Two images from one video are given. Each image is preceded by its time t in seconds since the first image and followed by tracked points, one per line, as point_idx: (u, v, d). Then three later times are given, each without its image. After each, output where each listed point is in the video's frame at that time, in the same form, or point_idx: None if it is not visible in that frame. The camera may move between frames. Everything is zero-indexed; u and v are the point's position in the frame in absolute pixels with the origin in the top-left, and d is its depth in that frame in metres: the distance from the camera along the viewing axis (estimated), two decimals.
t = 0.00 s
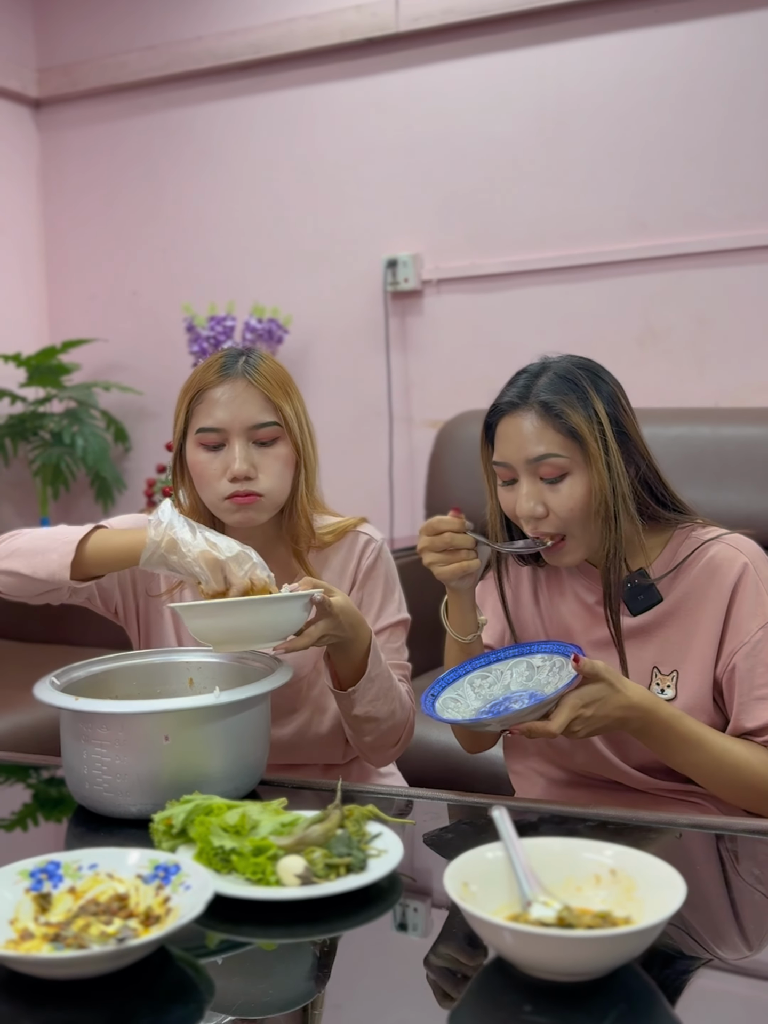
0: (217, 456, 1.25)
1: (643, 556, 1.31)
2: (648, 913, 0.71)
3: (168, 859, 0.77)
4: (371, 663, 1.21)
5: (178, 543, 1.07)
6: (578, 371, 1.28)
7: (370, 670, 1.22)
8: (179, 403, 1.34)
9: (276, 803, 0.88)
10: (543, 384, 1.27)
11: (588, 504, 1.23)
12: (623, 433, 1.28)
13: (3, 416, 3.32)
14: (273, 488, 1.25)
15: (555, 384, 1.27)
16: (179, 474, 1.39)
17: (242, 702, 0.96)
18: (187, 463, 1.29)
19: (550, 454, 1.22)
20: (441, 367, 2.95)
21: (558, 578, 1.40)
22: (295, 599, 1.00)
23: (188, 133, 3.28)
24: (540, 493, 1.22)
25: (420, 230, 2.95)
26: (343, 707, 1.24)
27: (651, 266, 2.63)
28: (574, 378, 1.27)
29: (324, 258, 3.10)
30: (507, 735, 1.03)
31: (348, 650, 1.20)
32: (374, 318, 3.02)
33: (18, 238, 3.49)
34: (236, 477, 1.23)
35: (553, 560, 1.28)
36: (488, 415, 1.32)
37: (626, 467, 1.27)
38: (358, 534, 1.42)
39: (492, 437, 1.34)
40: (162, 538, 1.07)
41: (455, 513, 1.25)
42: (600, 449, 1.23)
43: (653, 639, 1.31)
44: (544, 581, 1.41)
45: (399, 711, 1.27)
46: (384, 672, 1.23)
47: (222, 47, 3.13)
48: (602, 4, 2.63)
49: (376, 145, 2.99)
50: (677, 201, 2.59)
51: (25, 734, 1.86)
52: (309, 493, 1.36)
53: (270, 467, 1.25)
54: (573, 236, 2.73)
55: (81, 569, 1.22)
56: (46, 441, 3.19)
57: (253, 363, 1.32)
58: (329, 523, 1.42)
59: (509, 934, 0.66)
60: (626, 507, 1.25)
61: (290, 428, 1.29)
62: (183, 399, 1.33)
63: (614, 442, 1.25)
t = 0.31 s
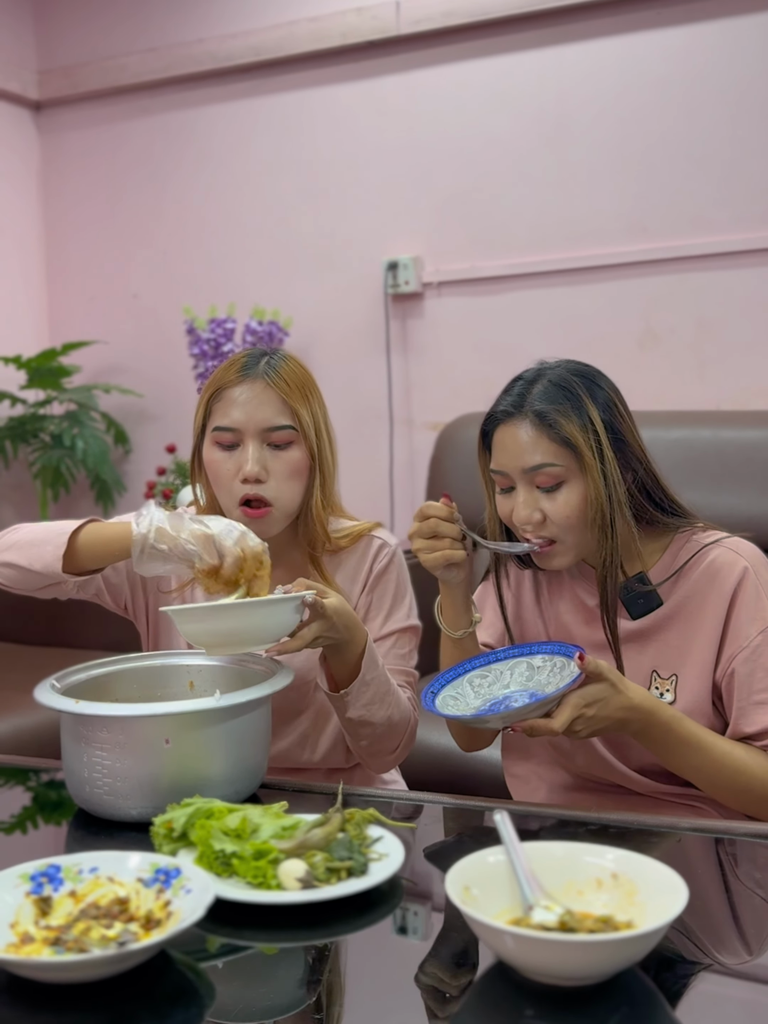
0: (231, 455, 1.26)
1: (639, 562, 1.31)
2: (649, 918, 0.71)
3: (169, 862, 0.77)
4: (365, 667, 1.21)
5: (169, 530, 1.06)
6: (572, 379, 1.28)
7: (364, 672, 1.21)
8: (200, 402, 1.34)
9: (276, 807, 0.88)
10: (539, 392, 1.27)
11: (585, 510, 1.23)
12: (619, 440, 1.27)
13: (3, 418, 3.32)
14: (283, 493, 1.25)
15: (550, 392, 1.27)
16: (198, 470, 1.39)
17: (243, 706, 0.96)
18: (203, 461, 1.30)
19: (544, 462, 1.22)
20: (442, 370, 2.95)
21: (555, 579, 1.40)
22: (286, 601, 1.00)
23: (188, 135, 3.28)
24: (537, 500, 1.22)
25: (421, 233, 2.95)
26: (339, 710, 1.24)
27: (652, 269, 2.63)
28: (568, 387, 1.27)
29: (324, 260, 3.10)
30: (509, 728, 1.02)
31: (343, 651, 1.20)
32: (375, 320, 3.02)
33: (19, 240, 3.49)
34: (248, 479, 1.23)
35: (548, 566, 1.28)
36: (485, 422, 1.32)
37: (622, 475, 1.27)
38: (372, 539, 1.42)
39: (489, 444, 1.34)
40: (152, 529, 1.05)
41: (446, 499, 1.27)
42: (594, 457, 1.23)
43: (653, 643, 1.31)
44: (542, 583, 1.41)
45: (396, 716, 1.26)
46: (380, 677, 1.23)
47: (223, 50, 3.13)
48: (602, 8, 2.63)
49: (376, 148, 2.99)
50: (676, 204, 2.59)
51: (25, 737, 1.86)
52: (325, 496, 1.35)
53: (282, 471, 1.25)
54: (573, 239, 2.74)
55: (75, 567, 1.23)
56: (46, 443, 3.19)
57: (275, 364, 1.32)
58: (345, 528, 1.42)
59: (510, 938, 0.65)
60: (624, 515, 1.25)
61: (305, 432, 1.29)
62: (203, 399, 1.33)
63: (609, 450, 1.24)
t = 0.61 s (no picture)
0: (239, 462, 1.25)
1: (640, 564, 1.31)
2: (649, 922, 0.71)
3: (168, 864, 0.77)
4: (363, 664, 1.20)
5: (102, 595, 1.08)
6: (577, 377, 1.29)
7: (361, 670, 1.20)
8: (209, 408, 1.35)
9: (276, 809, 0.88)
10: (544, 390, 1.27)
11: (591, 510, 1.23)
12: (623, 438, 1.27)
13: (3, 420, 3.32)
14: (289, 499, 1.24)
15: (555, 390, 1.26)
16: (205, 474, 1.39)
17: (245, 707, 0.96)
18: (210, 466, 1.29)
19: (550, 460, 1.21)
20: (443, 372, 2.95)
21: (554, 580, 1.40)
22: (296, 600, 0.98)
23: (189, 137, 3.28)
24: (541, 497, 1.21)
25: (422, 235, 2.95)
26: (338, 708, 1.23)
27: (652, 272, 2.63)
28: (573, 385, 1.27)
29: (325, 262, 3.10)
30: (512, 725, 1.02)
31: (342, 650, 1.19)
32: (375, 322, 3.02)
33: (20, 242, 3.50)
34: (254, 487, 1.22)
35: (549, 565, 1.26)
36: (488, 420, 1.32)
37: (625, 474, 1.27)
38: (377, 542, 1.42)
39: (492, 444, 1.34)
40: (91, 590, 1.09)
41: (424, 543, 1.23)
42: (599, 454, 1.23)
43: (653, 645, 1.31)
44: (541, 585, 1.41)
45: (397, 716, 1.26)
46: (380, 674, 1.22)
47: (223, 53, 3.14)
48: (603, 10, 2.64)
49: (376, 150, 2.99)
50: (677, 206, 2.60)
51: (25, 739, 1.86)
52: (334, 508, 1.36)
53: (290, 479, 1.25)
54: (573, 242, 2.74)
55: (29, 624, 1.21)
56: (46, 445, 3.19)
57: (286, 373, 1.32)
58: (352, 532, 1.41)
59: (510, 941, 0.65)
60: (627, 514, 1.26)
61: (315, 441, 1.28)
62: (214, 405, 1.33)
63: (613, 448, 1.25)
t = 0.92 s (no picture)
0: (228, 470, 1.25)
1: (642, 564, 1.30)
2: (650, 926, 0.71)
3: (167, 868, 0.77)
4: (370, 675, 1.20)
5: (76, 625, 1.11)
6: (583, 375, 1.29)
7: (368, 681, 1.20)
8: (200, 415, 1.35)
9: (275, 813, 0.87)
10: (550, 386, 1.27)
11: (595, 508, 1.23)
12: (628, 436, 1.27)
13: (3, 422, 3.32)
14: (278, 508, 1.25)
15: (561, 387, 1.27)
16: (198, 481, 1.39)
17: (245, 711, 0.96)
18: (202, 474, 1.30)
19: (555, 458, 1.21)
20: (443, 374, 2.95)
21: (555, 581, 1.40)
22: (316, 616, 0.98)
23: (190, 139, 3.28)
24: (546, 496, 1.22)
25: (423, 238, 2.95)
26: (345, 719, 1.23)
27: (652, 275, 2.64)
28: (579, 383, 1.27)
29: (325, 264, 3.10)
30: (513, 720, 1.02)
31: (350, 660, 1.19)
32: (375, 325, 3.02)
33: (20, 244, 3.50)
34: (242, 496, 1.23)
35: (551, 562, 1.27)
36: (494, 414, 1.32)
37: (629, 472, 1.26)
38: (372, 547, 1.42)
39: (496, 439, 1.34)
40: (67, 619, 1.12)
41: (419, 561, 1.22)
42: (604, 451, 1.23)
43: (653, 647, 1.31)
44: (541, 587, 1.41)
45: (402, 721, 1.26)
46: (385, 681, 1.22)
47: (224, 55, 3.14)
48: (603, 13, 2.64)
49: (376, 153, 3.00)
50: (677, 209, 2.60)
51: (25, 742, 1.86)
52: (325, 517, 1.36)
53: (278, 488, 1.25)
54: (573, 245, 2.74)
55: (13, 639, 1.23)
56: (46, 447, 3.19)
57: (278, 379, 1.32)
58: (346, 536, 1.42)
59: (510, 945, 0.65)
60: (630, 512, 1.26)
61: (304, 449, 1.28)
62: (206, 411, 1.34)
63: (619, 445, 1.25)
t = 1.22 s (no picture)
0: (216, 477, 1.25)
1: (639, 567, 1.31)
2: (647, 929, 0.71)
3: (164, 871, 0.77)
4: (386, 671, 1.21)
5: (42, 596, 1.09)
6: (586, 372, 1.29)
7: (384, 678, 1.21)
8: (190, 420, 1.35)
9: (273, 815, 0.87)
10: (552, 383, 1.27)
11: (587, 506, 1.23)
12: (627, 437, 1.27)
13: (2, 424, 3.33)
14: (267, 514, 1.24)
15: (562, 384, 1.27)
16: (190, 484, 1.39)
17: (242, 714, 0.96)
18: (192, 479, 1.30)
19: (552, 451, 1.21)
20: (442, 377, 2.95)
21: (553, 583, 1.40)
22: (342, 608, 0.98)
23: (190, 142, 3.29)
24: (540, 488, 1.22)
25: (423, 242, 2.95)
26: (359, 716, 1.23)
27: (651, 278, 2.64)
28: (580, 381, 1.27)
29: (325, 266, 3.10)
30: (514, 725, 1.02)
31: (365, 655, 1.19)
32: (374, 328, 3.03)
33: (20, 246, 3.50)
34: (230, 504, 1.22)
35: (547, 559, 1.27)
36: (497, 410, 1.33)
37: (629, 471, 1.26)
38: (368, 547, 1.42)
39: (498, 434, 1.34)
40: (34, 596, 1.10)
41: (417, 582, 1.20)
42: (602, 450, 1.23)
43: (651, 650, 1.31)
44: (539, 588, 1.41)
45: (411, 720, 1.26)
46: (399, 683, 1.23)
47: (224, 58, 3.14)
48: (603, 17, 2.64)
49: (376, 157, 3.00)
50: (676, 213, 2.60)
51: (24, 744, 1.86)
52: (312, 523, 1.35)
53: (266, 496, 1.25)
54: (573, 248, 2.74)
55: None
56: (46, 449, 3.19)
57: (266, 386, 1.32)
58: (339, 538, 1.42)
59: (507, 950, 0.65)
60: (626, 512, 1.25)
61: (291, 457, 1.28)
62: (194, 417, 1.33)
63: (618, 444, 1.25)
